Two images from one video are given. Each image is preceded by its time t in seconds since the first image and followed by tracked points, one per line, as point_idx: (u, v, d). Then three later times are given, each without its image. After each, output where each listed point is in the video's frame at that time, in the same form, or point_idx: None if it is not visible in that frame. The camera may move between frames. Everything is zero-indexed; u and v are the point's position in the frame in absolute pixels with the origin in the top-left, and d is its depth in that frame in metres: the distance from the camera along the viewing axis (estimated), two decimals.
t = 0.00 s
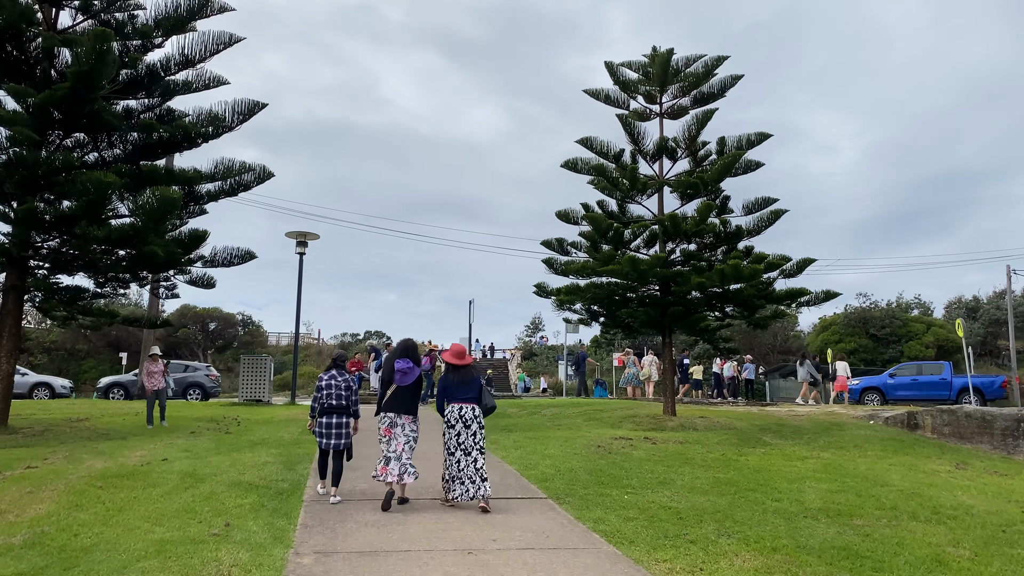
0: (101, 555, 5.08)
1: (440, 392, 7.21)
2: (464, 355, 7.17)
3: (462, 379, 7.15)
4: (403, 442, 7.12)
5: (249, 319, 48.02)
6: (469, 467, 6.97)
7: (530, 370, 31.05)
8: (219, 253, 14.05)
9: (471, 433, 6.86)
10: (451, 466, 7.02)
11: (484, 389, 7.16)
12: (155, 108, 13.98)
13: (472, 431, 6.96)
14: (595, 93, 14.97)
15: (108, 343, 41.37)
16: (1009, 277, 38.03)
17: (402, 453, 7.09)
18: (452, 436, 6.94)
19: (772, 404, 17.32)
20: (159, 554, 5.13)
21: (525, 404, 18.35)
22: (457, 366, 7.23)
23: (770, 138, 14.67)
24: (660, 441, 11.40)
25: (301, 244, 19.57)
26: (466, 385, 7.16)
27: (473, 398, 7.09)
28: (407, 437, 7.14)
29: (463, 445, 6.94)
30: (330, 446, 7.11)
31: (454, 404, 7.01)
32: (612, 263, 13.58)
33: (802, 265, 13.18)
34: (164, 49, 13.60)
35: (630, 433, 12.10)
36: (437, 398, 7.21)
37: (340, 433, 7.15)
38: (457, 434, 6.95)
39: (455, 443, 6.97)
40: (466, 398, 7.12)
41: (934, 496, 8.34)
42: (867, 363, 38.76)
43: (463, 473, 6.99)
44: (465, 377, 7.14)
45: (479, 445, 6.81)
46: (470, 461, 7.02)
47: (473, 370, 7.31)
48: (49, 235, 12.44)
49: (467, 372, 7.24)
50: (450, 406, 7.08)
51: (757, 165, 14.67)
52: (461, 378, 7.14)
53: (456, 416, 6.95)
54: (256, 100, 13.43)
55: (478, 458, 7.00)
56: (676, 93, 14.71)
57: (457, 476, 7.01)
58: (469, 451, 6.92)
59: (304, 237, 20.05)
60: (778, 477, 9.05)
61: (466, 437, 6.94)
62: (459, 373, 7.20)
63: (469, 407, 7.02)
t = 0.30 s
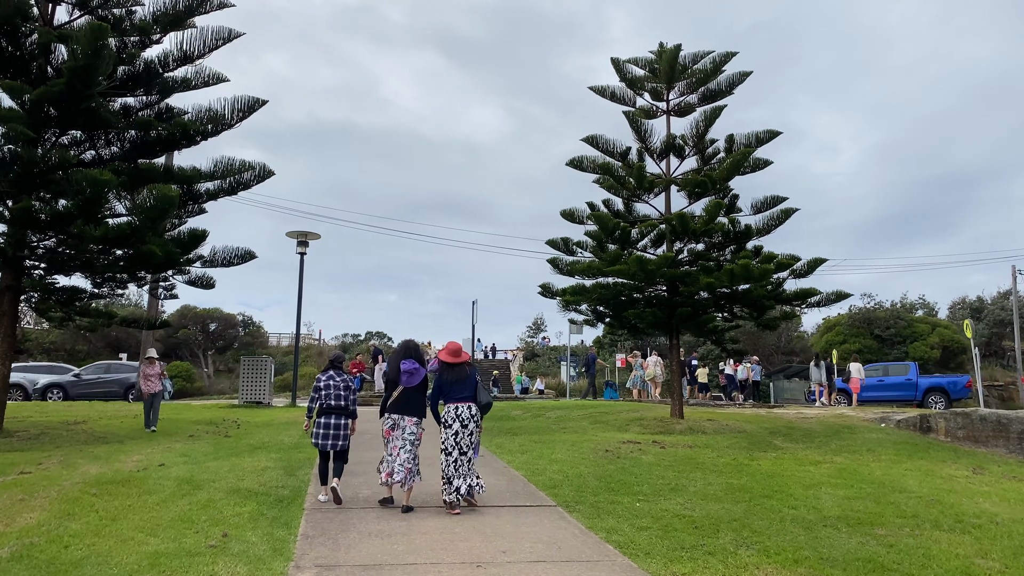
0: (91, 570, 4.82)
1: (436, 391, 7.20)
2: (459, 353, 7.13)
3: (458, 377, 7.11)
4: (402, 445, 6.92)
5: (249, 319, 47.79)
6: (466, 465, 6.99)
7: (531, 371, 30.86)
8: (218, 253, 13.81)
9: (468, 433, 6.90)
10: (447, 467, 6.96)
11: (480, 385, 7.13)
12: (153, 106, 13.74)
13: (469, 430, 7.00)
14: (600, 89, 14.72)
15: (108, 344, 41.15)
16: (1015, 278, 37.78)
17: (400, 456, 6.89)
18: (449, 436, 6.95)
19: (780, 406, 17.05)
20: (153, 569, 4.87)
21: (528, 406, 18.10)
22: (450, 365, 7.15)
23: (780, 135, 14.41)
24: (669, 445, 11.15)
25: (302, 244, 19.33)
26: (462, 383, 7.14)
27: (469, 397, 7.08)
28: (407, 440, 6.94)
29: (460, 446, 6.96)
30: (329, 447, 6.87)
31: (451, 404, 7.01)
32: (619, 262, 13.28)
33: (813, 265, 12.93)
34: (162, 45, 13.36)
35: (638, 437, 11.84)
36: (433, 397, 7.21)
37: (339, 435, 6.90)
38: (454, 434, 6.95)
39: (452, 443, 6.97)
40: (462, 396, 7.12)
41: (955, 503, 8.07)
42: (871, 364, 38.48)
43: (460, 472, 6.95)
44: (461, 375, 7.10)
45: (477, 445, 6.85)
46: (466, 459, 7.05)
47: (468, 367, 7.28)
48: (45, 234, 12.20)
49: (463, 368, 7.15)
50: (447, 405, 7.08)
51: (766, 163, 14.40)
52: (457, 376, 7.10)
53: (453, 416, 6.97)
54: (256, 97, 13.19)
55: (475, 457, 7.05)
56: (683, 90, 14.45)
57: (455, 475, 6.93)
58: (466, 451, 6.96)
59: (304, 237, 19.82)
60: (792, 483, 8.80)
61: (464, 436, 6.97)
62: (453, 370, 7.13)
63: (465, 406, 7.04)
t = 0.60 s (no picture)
0: None
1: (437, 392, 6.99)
2: (464, 354, 6.88)
3: (460, 378, 6.90)
4: (397, 446, 6.73)
5: (250, 319, 47.54)
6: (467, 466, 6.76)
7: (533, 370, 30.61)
8: (218, 250, 13.58)
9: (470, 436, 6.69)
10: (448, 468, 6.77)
11: (482, 387, 6.86)
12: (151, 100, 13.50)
13: (470, 432, 6.78)
14: (605, 84, 14.47)
15: (107, 343, 40.92)
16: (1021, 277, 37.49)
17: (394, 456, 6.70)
18: (450, 437, 6.74)
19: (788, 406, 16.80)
20: None
21: (532, 406, 17.86)
22: (453, 365, 6.95)
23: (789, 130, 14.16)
24: (678, 446, 10.90)
25: (302, 242, 19.08)
26: (464, 383, 6.91)
27: (471, 399, 6.84)
28: (403, 441, 6.74)
29: (462, 448, 6.75)
30: (331, 446, 6.67)
31: (453, 405, 6.78)
32: (626, 259, 13.02)
33: (824, 263, 12.68)
34: (159, 38, 13.11)
35: (645, 437, 11.60)
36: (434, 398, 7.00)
37: (341, 432, 6.72)
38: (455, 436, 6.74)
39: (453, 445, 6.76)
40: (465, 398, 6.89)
41: (975, 506, 7.82)
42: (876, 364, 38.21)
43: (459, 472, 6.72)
44: (465, 375, 6.89)
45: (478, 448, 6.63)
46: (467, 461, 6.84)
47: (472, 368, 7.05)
48: (40, 231, 11.96)
49: (465, 370, 6.92)
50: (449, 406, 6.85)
51: (774, 159, 14.16)
52: (460, 377, 6.89)
53: (454, 418, 6.75)
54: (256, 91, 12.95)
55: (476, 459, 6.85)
56: (690, 85, 14.20)
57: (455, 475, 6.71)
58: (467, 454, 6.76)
59: (305, 234, 19.57)
60: (806, 485, 8.54)
61: (465, 439, 6.75)
62: (457, 371, 6.93)
63: (467, 407, 6.81)
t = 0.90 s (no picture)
0: None
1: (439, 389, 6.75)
2: (469, 351, 6.72)
3: (464, 375, 6.69)
4: (393, 442, 6.47)
5: (250, 319, 47.29)
6: (466, 466, 6.59)
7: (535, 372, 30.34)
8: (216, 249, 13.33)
9: (474, 435, 6.48)
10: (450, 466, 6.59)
11: (487, 387, 6.72)
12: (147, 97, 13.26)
13: (473, 429, 6.56)
14: (610, 80, 14.22)
15: (106, 344, 40.68)
16: None
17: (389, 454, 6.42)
18: (452, 434, 6.54)
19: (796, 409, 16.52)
20: None
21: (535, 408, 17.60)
22: (458, 362, 6.76)
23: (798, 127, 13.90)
24: (686, 450, 10.64)
25: (302, 242, 18.82)
26: (468, 379, 6.71)
27: (474, 396, 6.65)
28: (399, 437, 6.48)
29: (464, 445, 6.55)
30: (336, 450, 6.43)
31: (455, 402, 6.57)
32: (632, 258, 12.72)
33: (834, 262, 12.41)
34: (156, 33, 12.86)
35: (652, 440, 11.34)
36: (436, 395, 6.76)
37: (345, 437, 6.46)
38: (458, 433, 6.53)
39: (455, 442, 6.56)
40: (467, 395, 6.68)
41: (998, 514, 7.55)
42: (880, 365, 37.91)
43: (457, 471, 6.56)
44: (471, 372, 6.70)
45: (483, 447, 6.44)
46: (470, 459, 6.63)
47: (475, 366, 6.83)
48: (34, 230, 11.71)
49: (472, 368, 6.73)
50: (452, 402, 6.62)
51: (783, 156, 13.90)
52: (466, 374, 6.69)
53: (456, 415, 6.54)
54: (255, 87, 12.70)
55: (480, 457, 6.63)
56: (697, 81, 13.94)
57: (452, 474, 6.56)
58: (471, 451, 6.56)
59: (305, 234, 19.32)
60: (821, 491, 8.29)
61: (468, 437, 6.54)
62: (464, 368, 6.73)
63: (470, 405, 6.59)
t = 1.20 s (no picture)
0: None
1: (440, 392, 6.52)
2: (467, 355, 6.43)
3: (465, 379, 6.45)
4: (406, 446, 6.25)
5: (250, 319, 47.05)
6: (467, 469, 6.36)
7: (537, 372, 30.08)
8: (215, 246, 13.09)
9: (470, 438, 6.23)
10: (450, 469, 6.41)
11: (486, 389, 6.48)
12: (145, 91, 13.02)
13: (470, 433, 6.31)
14: (616, 75, 13.96)
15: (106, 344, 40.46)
16: None
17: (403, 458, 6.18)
18: (449, 437, 6.33)
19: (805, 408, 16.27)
20: None
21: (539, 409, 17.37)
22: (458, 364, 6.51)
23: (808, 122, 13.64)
24: (696, 451, 10.38)
25: (302, 240, 18.57)
26: (467, 383, 6.48)
27: (474, 399, 6.44)
28: (410, 440, 6.27)
29: (460, 448, 6.30)
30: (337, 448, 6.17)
31: (453, 404, 6.36)
32: (639, 255, 12.45)
33: (845, 260, 12.16)
34: (154, 26, 12.62)
35: (659, 441, 11.09)
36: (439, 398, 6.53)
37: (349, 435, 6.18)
38: (454, 436, 6.32)
39: (453, 445, 6.34)
40: (466, 398, 6.47)
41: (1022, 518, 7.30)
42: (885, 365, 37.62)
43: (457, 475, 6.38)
44: (470, 375, 6.44)
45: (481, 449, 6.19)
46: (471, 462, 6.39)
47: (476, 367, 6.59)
48: (28, 226, 11.46)
49: (469, 371, 6.45)
50: (451, 405, 6.41)
51: (792, 152, 13.64)
52: (466, 377, 6.44)
53: (451, 418, 6.33)
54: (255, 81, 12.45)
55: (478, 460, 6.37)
56: (704, 75, 13.69)
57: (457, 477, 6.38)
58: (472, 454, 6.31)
59: (305, 232, 19.07)
60: (837, 494, 8.03)
61: (464, 439, 6.30)
62: (462, 370, 6.48)
63: (466, 408, 6.36)
